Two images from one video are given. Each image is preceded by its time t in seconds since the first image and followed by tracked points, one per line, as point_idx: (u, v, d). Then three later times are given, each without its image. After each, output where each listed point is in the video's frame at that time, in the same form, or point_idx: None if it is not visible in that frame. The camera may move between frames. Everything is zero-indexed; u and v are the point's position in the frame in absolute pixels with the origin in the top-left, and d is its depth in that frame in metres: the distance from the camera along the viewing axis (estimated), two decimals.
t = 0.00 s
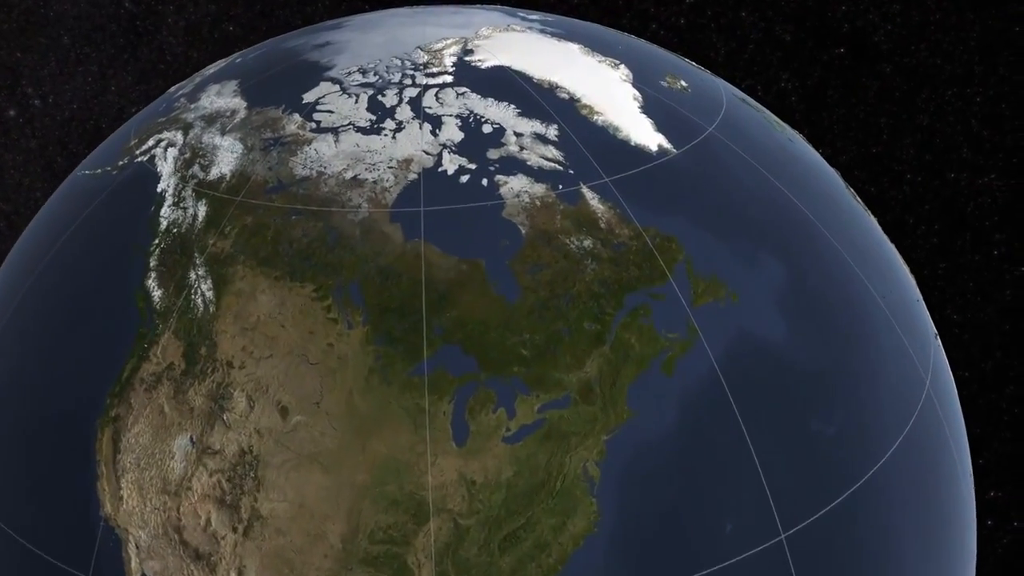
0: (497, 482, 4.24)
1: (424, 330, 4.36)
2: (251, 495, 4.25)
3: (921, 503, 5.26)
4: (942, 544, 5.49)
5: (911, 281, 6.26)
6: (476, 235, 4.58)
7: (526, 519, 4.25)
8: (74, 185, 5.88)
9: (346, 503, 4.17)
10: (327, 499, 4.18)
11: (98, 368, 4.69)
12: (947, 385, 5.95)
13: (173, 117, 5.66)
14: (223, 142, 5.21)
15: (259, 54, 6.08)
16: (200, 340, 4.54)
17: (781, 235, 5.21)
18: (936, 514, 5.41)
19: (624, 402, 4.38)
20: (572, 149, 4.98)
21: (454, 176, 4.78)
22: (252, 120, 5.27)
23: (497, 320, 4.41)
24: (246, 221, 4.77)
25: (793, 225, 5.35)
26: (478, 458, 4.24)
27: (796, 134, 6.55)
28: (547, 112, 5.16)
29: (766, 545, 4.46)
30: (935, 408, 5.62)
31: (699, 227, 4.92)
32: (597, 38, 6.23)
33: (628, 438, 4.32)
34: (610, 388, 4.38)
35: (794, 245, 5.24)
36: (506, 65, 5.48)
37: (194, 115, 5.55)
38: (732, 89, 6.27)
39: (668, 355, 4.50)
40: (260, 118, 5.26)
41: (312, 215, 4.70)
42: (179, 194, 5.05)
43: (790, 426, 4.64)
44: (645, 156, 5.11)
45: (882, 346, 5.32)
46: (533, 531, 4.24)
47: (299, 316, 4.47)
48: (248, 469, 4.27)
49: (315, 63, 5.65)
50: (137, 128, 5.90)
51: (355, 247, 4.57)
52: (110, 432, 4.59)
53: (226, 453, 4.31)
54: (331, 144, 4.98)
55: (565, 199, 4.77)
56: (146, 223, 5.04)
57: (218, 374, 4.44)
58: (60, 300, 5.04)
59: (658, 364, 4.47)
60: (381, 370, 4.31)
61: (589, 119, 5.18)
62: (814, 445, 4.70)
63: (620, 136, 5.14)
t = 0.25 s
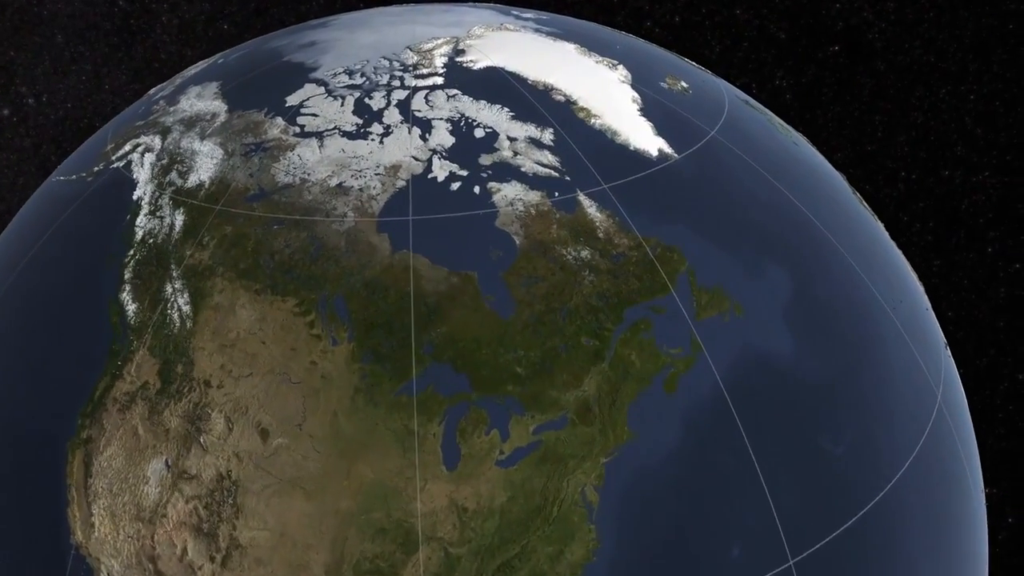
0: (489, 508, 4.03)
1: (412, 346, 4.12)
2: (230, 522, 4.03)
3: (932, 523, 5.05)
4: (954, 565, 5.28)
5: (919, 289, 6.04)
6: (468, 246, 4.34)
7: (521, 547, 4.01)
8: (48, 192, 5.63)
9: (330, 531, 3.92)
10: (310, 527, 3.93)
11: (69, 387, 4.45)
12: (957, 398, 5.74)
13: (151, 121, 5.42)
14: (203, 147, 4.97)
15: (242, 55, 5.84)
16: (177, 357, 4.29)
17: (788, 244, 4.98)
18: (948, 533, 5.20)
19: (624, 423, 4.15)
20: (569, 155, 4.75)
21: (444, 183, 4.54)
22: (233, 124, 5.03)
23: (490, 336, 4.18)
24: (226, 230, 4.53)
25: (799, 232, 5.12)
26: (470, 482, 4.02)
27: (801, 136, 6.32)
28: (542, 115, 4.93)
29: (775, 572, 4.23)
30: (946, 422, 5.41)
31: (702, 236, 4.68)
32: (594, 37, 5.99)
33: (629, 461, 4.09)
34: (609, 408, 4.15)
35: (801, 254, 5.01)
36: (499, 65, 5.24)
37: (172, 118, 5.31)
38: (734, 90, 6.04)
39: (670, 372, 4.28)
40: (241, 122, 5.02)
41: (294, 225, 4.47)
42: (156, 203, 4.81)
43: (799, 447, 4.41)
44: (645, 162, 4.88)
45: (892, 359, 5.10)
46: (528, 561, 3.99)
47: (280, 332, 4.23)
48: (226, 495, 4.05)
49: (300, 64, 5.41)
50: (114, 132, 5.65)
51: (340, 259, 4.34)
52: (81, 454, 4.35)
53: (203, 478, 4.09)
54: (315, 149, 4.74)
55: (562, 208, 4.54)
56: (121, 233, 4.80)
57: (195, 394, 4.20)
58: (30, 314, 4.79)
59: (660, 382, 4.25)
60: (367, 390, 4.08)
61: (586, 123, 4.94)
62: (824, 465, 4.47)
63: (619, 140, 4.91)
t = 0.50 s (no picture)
0: (482, 534, 3.81)
1: (402, 363, 3.92)
2: (209, 549, 3.82)
3: (944, 543, 4.85)
4: None
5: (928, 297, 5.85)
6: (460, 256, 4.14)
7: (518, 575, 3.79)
8: (24, 199, 5.41)
9: (314, 559, 3.72)
10: (293, 554, 3.73)
11: (42, 405, 4.25)
12: (968, 410, 5.54)
13: (131, 125, 5.21)
14: (183, 152, 4.76)
15: (226, 56, 5.63)
16: (154, 375, 4.06)
17: (793, 252, 4.78)
18: (960, 553, 5.01)
19: (624, 442, 3.94)
20: (566, 160, 4.55)
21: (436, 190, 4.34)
22: (215, 128, 4.81)
23: (483, 352, 3.98)
24: (206, 240, 4.32)
25: (804, 239, 4.92)
26: (463, 506, 3.83)
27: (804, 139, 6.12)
28: (537, 119, 4.72)
29: None
30: (958, 437, 5.21)
31: (705, 245, 4.48)
32: (591, 37, 5.79)
33: (630, 483, 3.89)
34: (609, 427, 3.94)
35: (808, 263, 4.81)
36: (493, 66, 5.03)
37: (153, 122, 5.10)
38: (736, 91, 5.84)
39: (673, 389, 4.07)
40: (224, 125, 4.81)
41: (278, 235, 4.26)
42: (134, 211, 4.60)
43: (808, 467, 4.21)
44: (645, 167, 4.68)
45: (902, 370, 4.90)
46: None
47: (262, 349, 4.03)
48: (205, 520, 3.83)
49: (286, 65, 5.20)
50: (93, 136, 5.44)
51: (326, 271, 4.14)
52: (54, 477, 4.13)
53: (181, 502, 3.87)
54: (300, 154, 4.54)
55: (559, 216, 4.34)
56: (97, 243, 4.59)
57: (174, 413, 3.99)
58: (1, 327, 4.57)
59: (662, 399, 4.05)
60: (354, 409, 3.87)
61: (584, 126, 4.74)
62: (833, 486, 4.27)
63: (618, 145, 4.70)
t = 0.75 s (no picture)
0: (475, 567, 3.56)
1: (389, 384, 3.69)
2: None
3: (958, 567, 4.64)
4: None
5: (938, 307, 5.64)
6: (450, 270, 3.90)
7: None
8: None
9: None
10: None
11: (9, 429, 4.03)
12: (981, 425, 5.33)
13: (106, 130, 4.98)
14: (159, 159, 4.52)
15: (207, 57, 5.40)
16: (125, 398, 3.84)
17: (801, 263, 4.56)
18: None
19: (626, 467, 3.72)
20: (562, 167, 4.32)
21: (425, 200, 4.11)
22: (193, 134, 4.58)
23: (475, 372, 3.76)
24: (182, 253, 4.09)
25: (812, 249, 4.70)
26: (454, 538, 3.57)
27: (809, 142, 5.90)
28: (532, 123, 4.49)
29: None
30: (971, 454, 5.00)
31: (709, 257, 4.26)
32: (587, 37, 5.56)
33: (632, 511, 3.67)
34: (609, 451, 3.72)
35: (815, 274, 4.59)
36: (486, 68, 4.80)
37: (129, 127, 4.86)
38: (738, 92, 5.62)
39: (676, 410, 3.85)
40: (202, 130, 4.57)
41: (257, 248, 4.03)
42: (107, 222, 4.36)
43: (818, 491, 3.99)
44: (645, 174, 4.45)
45: (914, 385, 4.69)
46: None
47: (240, 369, 3.79)
48: (179, 553, 3.60)
49: (269, 66, 4.96)
50: (67, 141, 5.21)
51: (308, 285, 3.91)
52: (20, 504, 3.94)
53: (153, 533, 3.64)
54: (282, 161, 4.30)
55: (555, 227, 4.11)
56: (68, 255, 4.35)
57: (146, 438, 3.75)
58: None
59: (664, 421, 3.82)
60: (338, 433, 3.65)
61: (581, 131, 4.51)
62: (845, 511, 4.05)
63: (616, 150, 4.48)
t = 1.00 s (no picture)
0: None
1: (376, 405, 3.51)
2: None
3: None
4: None
5: (947, 317, 5.45)
6: (441, 283, 3.71)
7: None
8: None
9: None
10: None
11: None
12: (994, 440, 5.13)
13: (83, 135, 4.77)
14: (137, 165, 4.32)
15: (189, 59, 5.20)
16: (99, 419, 3.65)
17: (808, 274, 4.36)
18: None
19: (627, 491, 3.52)
20: (558, 174, 4.12)
21: (414, 209, 3.92)
22: (172, 139, 4.37)
23: (467, 391, 3.56)
24: (159, 265, 3.88)
25: (818, 258, 4.51)
26: (446, 568, 3.38)
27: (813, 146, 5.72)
28: (527, 128, 4.30)
29: None
30: (985, 471, 4.80)
31: (713, 268, 4.06)
32: (585, 37, 5.37)
33: (633, 539, 3.47)
34: (610, 475, 3.52)
35: (823, 286, 4.39)
36: (478, 70, 4.61)
37: (106, 132, 4.66)
38: (740, 95, 5.43)
39: (679, 431, 3.65)
40: (182, 136, 4.37)
41: (238, 260, 3.83)
42: (81, 232, 4.16)
43: (830, 516, 3.79)
44: (646, 181, 4.25)
45: (926, 400, 4.50)
46: None
47: (220, 389, 3.59)
48: None
49: (252, 68, 4.76)
50: (43, 146, 5.00)
51: (292, 299, 3.71)
52: None
53: (127, 563, 3.43)
54: (265, 168, 4.10)
55: (551, 237, 3.92)
56: (40, 266, 4.15)
57: (120, 461, 3.56)
58: None
59: (667, 442, 3.62)
60: (323, 457, 3.46)
61: (578, 136, 4.32)
62: (857, 536, 3.85)
63: (616, 156, 4.28)
